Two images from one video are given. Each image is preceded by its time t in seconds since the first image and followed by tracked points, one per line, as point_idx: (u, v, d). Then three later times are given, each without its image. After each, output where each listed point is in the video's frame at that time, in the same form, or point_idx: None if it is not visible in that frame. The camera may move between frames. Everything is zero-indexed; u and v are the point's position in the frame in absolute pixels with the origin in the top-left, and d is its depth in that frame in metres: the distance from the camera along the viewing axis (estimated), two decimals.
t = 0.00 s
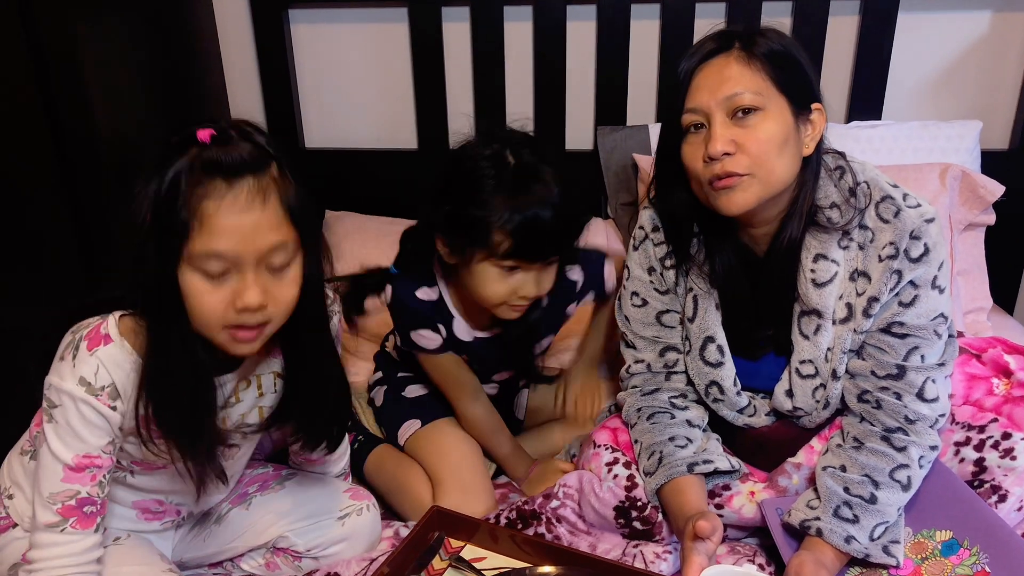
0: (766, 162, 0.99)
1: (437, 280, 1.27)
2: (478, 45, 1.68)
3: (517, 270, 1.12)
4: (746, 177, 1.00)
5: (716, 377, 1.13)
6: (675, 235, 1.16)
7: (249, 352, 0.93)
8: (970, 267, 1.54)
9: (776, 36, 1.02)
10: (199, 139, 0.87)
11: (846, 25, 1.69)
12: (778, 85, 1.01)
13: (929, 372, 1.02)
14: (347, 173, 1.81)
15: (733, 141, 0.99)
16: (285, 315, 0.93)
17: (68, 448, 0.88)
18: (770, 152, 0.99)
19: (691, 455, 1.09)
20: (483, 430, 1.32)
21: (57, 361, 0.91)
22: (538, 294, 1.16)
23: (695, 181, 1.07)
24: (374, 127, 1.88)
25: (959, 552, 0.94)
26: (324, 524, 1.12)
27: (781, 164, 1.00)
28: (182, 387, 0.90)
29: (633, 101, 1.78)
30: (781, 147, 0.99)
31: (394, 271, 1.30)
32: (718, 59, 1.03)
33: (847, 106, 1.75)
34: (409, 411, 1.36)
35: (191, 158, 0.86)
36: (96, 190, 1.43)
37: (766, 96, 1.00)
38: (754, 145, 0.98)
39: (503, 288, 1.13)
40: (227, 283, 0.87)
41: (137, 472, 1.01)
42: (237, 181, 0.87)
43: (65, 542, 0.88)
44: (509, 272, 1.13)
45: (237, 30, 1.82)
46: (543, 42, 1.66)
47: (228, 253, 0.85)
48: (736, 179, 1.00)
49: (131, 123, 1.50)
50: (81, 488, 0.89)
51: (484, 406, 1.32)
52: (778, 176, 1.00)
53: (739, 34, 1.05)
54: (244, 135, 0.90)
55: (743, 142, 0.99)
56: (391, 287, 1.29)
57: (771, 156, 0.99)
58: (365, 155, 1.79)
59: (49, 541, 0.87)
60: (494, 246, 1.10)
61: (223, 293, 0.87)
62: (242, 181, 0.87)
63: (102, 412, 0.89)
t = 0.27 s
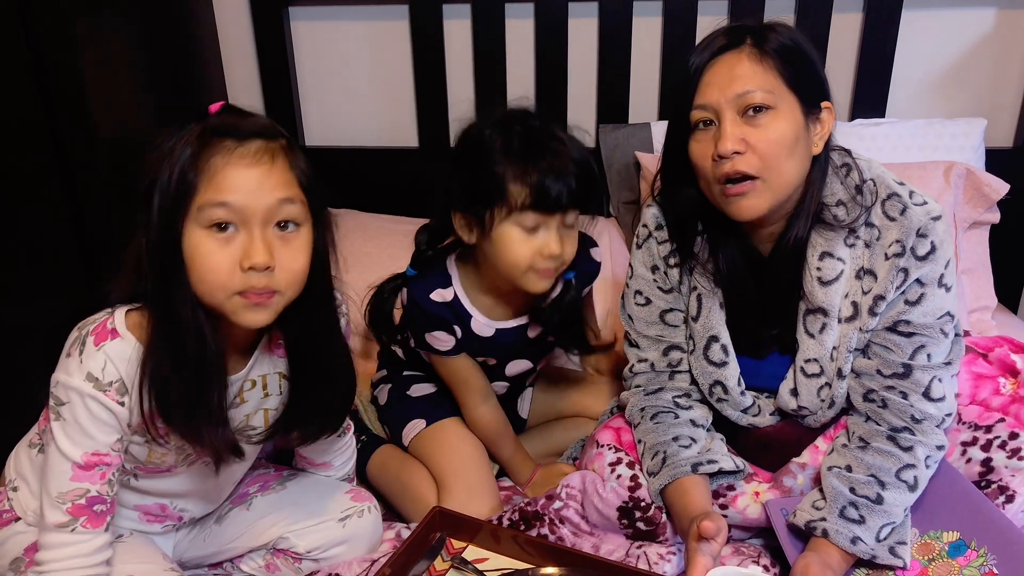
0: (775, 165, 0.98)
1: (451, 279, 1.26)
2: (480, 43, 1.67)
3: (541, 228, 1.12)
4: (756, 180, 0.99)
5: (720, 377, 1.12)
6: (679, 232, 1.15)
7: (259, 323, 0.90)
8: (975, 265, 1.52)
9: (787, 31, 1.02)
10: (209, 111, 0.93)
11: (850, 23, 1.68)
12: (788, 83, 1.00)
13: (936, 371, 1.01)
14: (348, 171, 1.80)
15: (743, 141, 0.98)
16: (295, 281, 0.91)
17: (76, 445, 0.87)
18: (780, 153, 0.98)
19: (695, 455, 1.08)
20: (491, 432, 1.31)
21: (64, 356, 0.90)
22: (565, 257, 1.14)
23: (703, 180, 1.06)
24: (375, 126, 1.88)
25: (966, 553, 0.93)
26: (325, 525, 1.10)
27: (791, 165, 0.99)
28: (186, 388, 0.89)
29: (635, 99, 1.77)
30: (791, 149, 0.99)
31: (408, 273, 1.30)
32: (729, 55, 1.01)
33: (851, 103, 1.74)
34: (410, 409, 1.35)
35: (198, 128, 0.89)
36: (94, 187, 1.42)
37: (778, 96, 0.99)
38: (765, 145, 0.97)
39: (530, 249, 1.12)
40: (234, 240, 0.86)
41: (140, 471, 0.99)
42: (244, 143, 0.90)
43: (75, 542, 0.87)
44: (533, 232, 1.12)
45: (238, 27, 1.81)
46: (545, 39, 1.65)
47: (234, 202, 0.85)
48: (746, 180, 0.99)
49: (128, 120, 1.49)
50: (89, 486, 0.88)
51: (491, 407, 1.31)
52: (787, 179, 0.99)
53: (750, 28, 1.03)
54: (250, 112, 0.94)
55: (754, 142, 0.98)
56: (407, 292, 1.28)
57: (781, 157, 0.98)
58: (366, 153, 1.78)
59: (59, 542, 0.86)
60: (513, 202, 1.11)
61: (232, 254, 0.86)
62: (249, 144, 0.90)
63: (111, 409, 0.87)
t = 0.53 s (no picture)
0: (785, 162, 0.98)
1: (461, 265, 1.26)
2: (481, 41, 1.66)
3: (524, 187, 1.14)
4: (762, 175, 0.98)
5: (724, 377, 1.11)
6: (683, 232, 1.15)
7: (274, 320, 0.90)
8: (978, 265, 1.52)
9: (795, 29, 1.00)
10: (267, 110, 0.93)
11: (853, 21, 1.67)
12: (797, 83, 0.99)
13: (940, 372, 1.01)
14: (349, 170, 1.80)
15: (751, 142, 0.97)
16: (314, 284, 0.91)
17: (78, 449, 0.87)
18: (789, 153, 0.98)
19: (699, 455, 1.07)
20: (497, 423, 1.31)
21: (65, 359, 0.89)
22: (556, 214, 1.15)
23: (708, 180, 1.05)
24: (376, 124, 1.87)
25: (970, 554, 0.93)
26: (326, 525, 1.10)
27: (799, 164, 0.99)
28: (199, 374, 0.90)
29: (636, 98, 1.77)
30: (801, 147, 0.98)
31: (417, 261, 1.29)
32: (737, 55, 1.00)
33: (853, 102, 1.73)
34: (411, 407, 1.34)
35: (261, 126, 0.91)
36: (93, 186, 1.42)
37: (786, 98, 0.98)
38: (773, 145, 0.97)
39: (519, 207, 1.14)
40: (271, 233, 0.87)
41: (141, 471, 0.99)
42: (295, 149, 0.91)
43: (77, 547, 0.87)
44: (518, 192, 1.14)
45: (238, 26, 1.80)
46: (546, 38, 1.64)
47: (279, 196, 0.86)
48: (751, 178, 0.99)
49: (128, 118, 1.48)
50: (91, 490, 0.87)
51: (494, 399, 1.31)
52: (794, 174, 0.99)
53: (759, 26, 1.02)
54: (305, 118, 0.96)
55: (761, 143, 0.97)
56: (418, 279, 1.27)
57: (790, 156, 0.98)
58: (367, 152, 1.77)
59: (60, 547, 0.86)
60: (493, 166, 1.15)
61: (262, 248, 0.86)
62: (299, 150, 0.91)
63: (112, 412, 0.87)
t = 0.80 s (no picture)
0: (787, 163, 0.98)
1: (500, 263, 1.27)
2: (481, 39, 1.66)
3: (512, 190, 1.18)
4: (764, 176, 0.98)
5: (724, 376, 1.11)
6: (684, 231, 1.14)
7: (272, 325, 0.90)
8: (978, 263, 1.52)
9: (798, 27, 1.00)
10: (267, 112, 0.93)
11: (854, 19, 1.67)
12: (799, 83, 0.99)
13: (941, 371, 1.01)
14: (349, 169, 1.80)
15: (754, 142, 0.97)
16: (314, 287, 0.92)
17: (75, 452, 0.87)
18: (791, 154, 0.98)
19: (699, 454, 1.07)
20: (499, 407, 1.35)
21: (62, 362, 0.89)
22: (550, 196, 1.17)
23: (709, 179, 1.05)
24: (375, 123, 1.87)
25: (971, 553, 0.93)
26: (325, 521, 1.10)
27: (801, 166, 0.99)
28: (201, 370, 0.90)
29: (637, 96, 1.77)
30: (804, 148, 0.98)
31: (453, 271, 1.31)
32: (742, 54, 1.00)
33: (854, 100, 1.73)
34: (411, 406, 1.35)
35: (264, 130, 0.90)
36: (93, 184, 1.41)
37: (789, 99, 0.98)
38: (776, 146, 0.97)
39: (515, 209, 1.18)
40: (274, 236, 0.87)
41: (139, 471, 0.99)
42: (297, 152, 0.90)
43: (73, 550, 0.87)
44: (506, 197, 1.18)
45: (238, 24, 1.80)
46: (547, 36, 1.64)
47: (282, 199, 0.86)
48: (753, 177, 0.99)
49: (128, 116, 1.48)
50: (88, 494, 0.87)
51: (495, 381, 1.37)
52: (796, 180, 0.99)
53: (762, 25, 1.02)
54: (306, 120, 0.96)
55: (765, 144, 0.97)
56: (462, 278, 1.28)
57: (793, 157, 0.98)
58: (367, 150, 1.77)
59: (57, 550, 0.86)
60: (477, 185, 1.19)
61: (265, 248, 0.86)
62: (301, 153, 0.90)
63: (110, 415, 0.87)
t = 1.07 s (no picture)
0: (788, 164, 0.98)
1: (505, 252, 1.27)
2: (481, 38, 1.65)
3: (536, 173, 1.18)
4: (767, 177, 0.99)
5: (724, 374, 1.11)
6: (683, 228, 1.14)
7: (283, 317, 0.92)
8: (980, 262, 1.51)
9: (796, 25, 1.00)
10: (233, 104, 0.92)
11: (854, 17, 1.67)
12: (801, 83, 0.98)
13: (942, 368, 1.00)
14: (349, 168, 1.79)
15: (756, 144, 0.97)
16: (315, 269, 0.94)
17: (71, 454, 0.86)
18: (793, 154, 0.97)
19: (699, 452, 1.07)
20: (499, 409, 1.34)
21: (58, 363, 0.89)
22: (572, 188, 1.17)
23: (710, 178, 1.05)
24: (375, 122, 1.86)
25: (973, 552, 0.92)
26: (323, 519, 1.09)
27: (803, 166, 0.99)
28: (206, 370, 0.90)
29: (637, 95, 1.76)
30: (805, 148, 0.98)
31: (460, 254, 1.32)
32: (745, 62, 0.99)
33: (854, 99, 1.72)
34: (411, 405, 1.34)
35: (236, 124, 0.90)
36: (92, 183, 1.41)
37: (792, 99, 0.98)
38: (778, 147, 0.97)
39: (536, 195, 1.17)
40: (272, 227, 0.88)
41: (137, 469, 0.99)
42: (275, 141, 0.90)
43: (68, 552, 0.87)
44: (530, 179, 1.18)
45: (238, 23, 1.79)
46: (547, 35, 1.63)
47: (273, 190, 0.87)
48: (756, 179, 0.99)
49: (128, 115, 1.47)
50: (83, 496, 0.87)
51: (501, 382, 1.36)
52: (799, 178, 0.99)
53: (764, 23, 1.01)
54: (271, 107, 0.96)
55: (767, 144, 0.97)
56: (466, 263, 1.29)
57: (794, 158, 0.98)
58: (367, 150, 1.77)
59: (51, 551, 0.86)
60: (504, 161, 1.19)
61: (266, 242, 0.87)
62: (279, 141, 0.91)
63: (106, 416, 0.87)
